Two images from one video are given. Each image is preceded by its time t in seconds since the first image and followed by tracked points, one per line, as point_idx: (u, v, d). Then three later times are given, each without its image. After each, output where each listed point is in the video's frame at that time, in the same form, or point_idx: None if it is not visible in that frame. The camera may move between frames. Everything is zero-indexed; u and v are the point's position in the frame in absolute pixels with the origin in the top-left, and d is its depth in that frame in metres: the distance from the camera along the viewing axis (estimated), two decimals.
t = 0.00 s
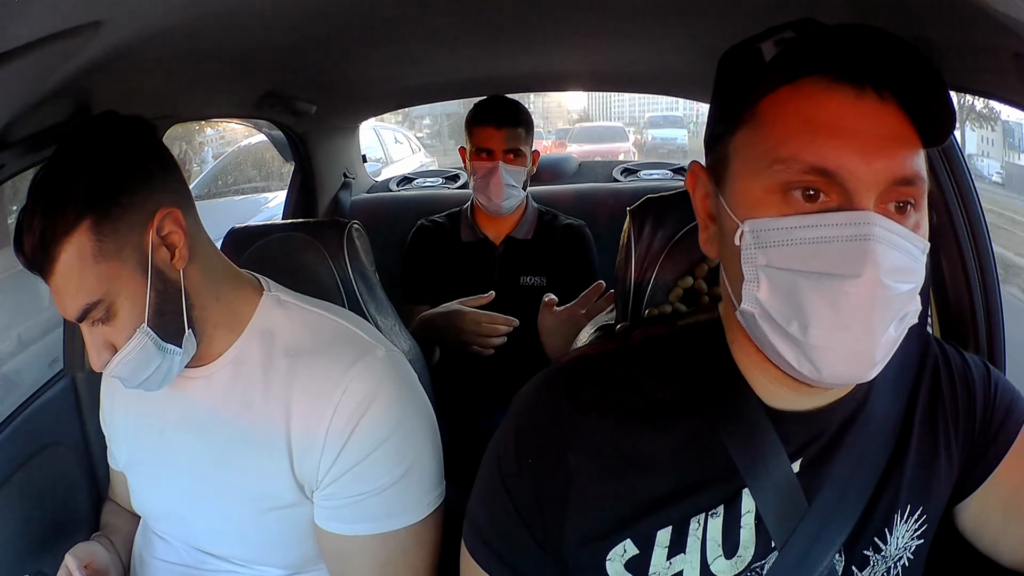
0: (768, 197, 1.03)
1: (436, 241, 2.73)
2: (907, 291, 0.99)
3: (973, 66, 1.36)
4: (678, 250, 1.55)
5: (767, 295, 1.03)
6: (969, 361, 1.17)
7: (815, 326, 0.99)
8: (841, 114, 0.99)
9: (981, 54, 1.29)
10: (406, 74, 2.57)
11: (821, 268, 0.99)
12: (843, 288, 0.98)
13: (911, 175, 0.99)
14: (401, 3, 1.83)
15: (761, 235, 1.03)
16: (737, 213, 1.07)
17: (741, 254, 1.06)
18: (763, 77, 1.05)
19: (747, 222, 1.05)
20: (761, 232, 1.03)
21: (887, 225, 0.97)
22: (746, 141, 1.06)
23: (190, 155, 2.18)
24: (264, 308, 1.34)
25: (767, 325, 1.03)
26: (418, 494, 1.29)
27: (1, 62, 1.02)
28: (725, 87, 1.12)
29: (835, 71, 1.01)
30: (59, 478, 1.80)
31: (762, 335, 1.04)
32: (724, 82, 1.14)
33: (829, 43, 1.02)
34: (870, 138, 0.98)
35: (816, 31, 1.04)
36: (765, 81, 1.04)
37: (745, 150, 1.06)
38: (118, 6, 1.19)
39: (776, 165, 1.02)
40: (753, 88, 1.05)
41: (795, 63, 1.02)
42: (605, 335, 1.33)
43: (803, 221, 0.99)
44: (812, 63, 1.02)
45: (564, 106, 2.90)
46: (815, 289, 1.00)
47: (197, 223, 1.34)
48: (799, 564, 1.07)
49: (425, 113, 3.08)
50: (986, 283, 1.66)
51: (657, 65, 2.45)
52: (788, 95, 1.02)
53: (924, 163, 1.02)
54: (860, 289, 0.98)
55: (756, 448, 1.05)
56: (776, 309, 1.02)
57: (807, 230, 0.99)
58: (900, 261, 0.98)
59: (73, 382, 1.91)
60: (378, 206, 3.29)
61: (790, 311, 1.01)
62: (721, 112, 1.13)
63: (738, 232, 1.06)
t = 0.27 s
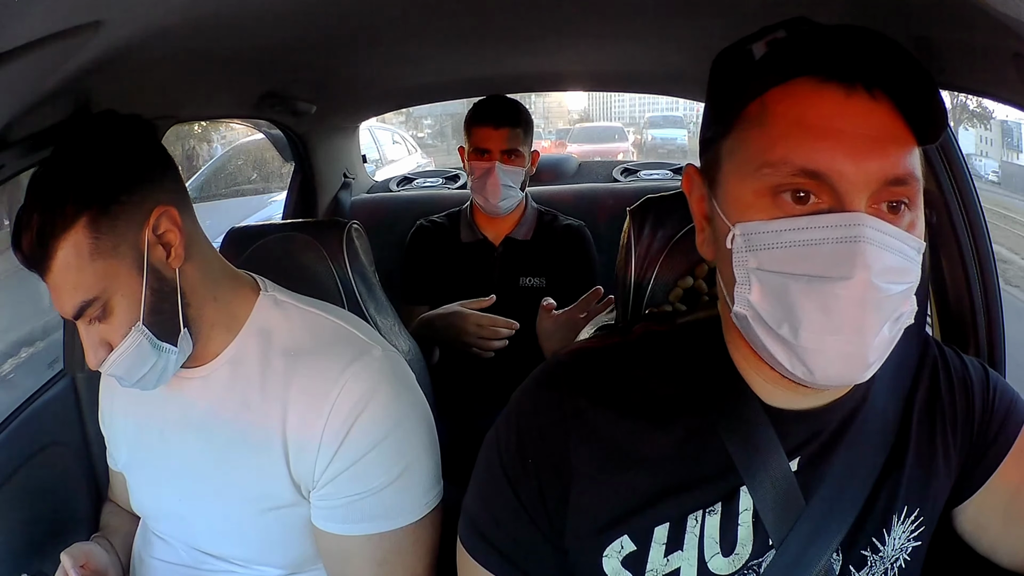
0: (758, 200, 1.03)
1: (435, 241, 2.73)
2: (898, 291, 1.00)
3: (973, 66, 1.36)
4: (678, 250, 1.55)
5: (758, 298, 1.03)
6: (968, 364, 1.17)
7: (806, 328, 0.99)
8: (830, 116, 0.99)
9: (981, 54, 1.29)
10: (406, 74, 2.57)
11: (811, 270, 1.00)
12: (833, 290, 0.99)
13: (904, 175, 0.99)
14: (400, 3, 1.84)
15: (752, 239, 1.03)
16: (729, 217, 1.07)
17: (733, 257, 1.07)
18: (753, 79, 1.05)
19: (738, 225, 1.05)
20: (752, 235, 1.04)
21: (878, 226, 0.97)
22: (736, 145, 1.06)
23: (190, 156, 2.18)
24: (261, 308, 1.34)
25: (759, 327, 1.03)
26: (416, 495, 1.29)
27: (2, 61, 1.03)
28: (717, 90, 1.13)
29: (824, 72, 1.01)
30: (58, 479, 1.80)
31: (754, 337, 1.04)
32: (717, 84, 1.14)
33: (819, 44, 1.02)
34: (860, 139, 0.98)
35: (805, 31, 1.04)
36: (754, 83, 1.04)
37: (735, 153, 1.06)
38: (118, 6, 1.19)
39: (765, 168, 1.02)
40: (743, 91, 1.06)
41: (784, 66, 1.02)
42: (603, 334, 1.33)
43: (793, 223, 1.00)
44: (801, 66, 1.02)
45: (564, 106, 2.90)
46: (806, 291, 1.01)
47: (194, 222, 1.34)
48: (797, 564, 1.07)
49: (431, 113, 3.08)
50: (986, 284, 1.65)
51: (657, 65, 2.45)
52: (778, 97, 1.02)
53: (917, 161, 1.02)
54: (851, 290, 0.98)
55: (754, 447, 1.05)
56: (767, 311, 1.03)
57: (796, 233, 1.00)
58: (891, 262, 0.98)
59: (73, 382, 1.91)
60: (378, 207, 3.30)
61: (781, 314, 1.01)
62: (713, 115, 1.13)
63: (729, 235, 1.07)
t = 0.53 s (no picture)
0: (757, 201, 1.04)
1: (434, 241, 2.73)
2: (898, 290, 1.00)
3: (974, 67, 1.36)
4: (679, 251, 1.54)
5: (758, 298, 1.04)
6: (969, 363, 1.17)
7: (807, 328, 1.00)
8: (827, 116, 0.99)
9: (981, 55, 1.29)
10: (406, 74, 2.57)
11: (810, 270, 1.00)
12: (833, 290, 0.99)
13: (902, 174, 0.99)
14: (401, 3, 1.83)
15: (751, 239, 1.04)
16: (728, 217, 1.07)
17: (733, 258, 1.07)
18: (751, 80, 1.05)
19: (737, 226, 1.05)
20: (751, 235, 1.04)
21: (876, 225, 0.97)
22: (735, 146, 1.06)
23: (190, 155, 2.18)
24: (263, 308, 1.34)
25: (760, 328, 1.03)
26: (418, 496, 1.29)
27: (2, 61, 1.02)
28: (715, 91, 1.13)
29: (822, 72, 1.01)
30: (59, 479, 1.80)
31: (755, 338, 1.05)
32: (716, 85, 1.14)
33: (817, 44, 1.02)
34: (858, 139, 0.98)
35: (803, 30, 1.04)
36: (753, 84, 1.04)
37: (733, 154, 1.06)
38: (118, 6, 1.19)
39: (763, 169, 1.02)
40: (741, 92, 1.05)
41: (782, 66, 1.02)
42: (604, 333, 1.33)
43: (792, 224, 1.00)
44: (798, 66, 1.02)
45: (565, 106, 2.91)
46: (806, 291, 1.01)
47: (197, 221, 1.34)
48: (799, 565, 1.07)
49: (434, 114, 3.06)
50: (986, 284, 1.65)
51: (657, 65, 2.45)
52: (776, 98, 1.02)
53: (916, 159, 1.02)
54: (851, 290, 0.98)
55: (756, 448, 1.05)
56: (767, 312, 1.03)
57: (796, 233, 1.00)
58: (891, 261, 0.98)
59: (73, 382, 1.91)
60: (378, 206, 3.30)
61: (781, 314, 1.01)
62: (713, 117, 1.13)
63: (729, 236, 1.07)
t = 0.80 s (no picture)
0: (750, 198, 1.04)
1: (433, 241, 2.74)
2: (891, 286, 0.99)
3: (973, 66, 1.36)
4: (679, 250, 1.54)
5: (751, 295, 1.04)
6: (969, 364, 1.17)
7: (799, 325, 0.99)
8: (819, 113, 1.00)
9: (981, 54, 1.29)
10: (406, 74, 2.57)
11: (802, 267, 1.00)
12: (825, 286, 0.98)
13: (895, 170, 0.99)
14: (400, 4, 1.84)
15: (744, 237, 1.04)
16: (722, 216, 1.08)
17: (726, 256, 1.07)
18: (744, 78, 1.05)
19: (730, 224, 1.06)
20: (744, 233, 1.04)
21: (868, 221, 0.97)
22: (728, 144, 1.06)
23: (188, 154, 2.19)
24: (262, 309, 1.34)
25: (753, 325, 1.04)
26: (416, 496, 1.29)
27: (1, 61, 1.03)
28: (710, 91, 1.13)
29: (814, 70, 1.02)
30: (58, 478, 1.80)
31: (749, 335, 1.05)
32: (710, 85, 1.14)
33: (809, 42, 1.03)
34: (850, 135, 0.98)
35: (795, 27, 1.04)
36: (746, 83, 1.05)
37: (727, 152, 1.07)
38: (118, 6, 1.19)
39: (756, 166, 1.02)
40: (735, 90, 1.06)
41: (774, 64, 1.03)
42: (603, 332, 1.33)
43: (783, 221, 1.00)
44: (790, 64, 1.02)
45: (565, 106, 2.91)
46: (798, 288, 1.00)
47: (196, 223, 1.35)
48: (796, 564, 1.07)
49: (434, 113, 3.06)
50: (986, 283, 1.64)
51: (657, 65, 2.45)
52: (768, 96, 1.03)
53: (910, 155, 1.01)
54: (843, 286, 0.98)
55: (754, 447, 1.05)
56: (759, 309, 1.03)
57: (787, 230, 1.00)
58: (884, 257, 0.98)
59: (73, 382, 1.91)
60: (378, 207, 3.30)
61: (774, 311, 1.01)
62: (707, 117, 1.13)
63: (722, 234, 1.07)
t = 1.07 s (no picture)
0: (731, 193, 1.05)
1: (433, 241, 2.74)
2: (873, 275, 0.98)
3: (973, 66, 1.35)
4: (679, 250, 1.54)
5: (734, 289, 1.05)
6: (969, 364, 1.17)
7: (778, 316, 0.99)
8: (793, 106, 1.01)
9: (980, 54, 1.29)
10: (406, 75, 2.57)
11: (779, 258, 1.00)
12: (803, 276, 0.98)
13: (874, 159, 0.99)
14: (400, 3, 1.83)
15: (725, 232, 1.05)
16: (706, 212, 1.09)
17: (710, 251, 1.08)
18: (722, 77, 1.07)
19: (713, 219, 1.07)
20: (725, 228, 1.05)
21: (843, 211, 0.96)
22: (710, 142, 1.08)
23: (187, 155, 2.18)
24: (261, 309, 1.34)
25: (737, 319, 1.05)
26: (416, 497, 1.29)
27: None
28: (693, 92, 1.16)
29: (790, 64, 1.03)
30: (59, 478, 1.80)
31: (734, 329, 1.06)
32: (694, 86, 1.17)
33: (783, 38, 1.04)
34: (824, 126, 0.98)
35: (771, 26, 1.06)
36: (726, 83, 1.07)
37: (709, 149, 1.08)
38: (118, 6, 1.19)
39: (735, 161, 1.04)
40: (716, 91, 1.08)
41: (749, 61, 1.05)
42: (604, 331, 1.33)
43: (760, 214, 1.01)
44: (763, 60, 1.04)
45: (565, 107, 2.91)
46: (776, 279, 1.00)
47: (193, 223, 1.35)
48: (797, 564, 1.07)
49: (435, 114, 3.04)
50: (986, 283, 1.64)
51: (657, 65, 2.45)
52: (744, 92, 1.05)
53: (892, 146, 1.00)
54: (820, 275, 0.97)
55: (754, 448, 1.05)
56: (741, 302, 1.04)
57: (764, 223, 1.00)
58: (863, 246, 0.97)
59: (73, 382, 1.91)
60: (378, 207, 3.30)
61: (754, 303, 1.02)
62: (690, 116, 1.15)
63: (706, 230, 1.08)
